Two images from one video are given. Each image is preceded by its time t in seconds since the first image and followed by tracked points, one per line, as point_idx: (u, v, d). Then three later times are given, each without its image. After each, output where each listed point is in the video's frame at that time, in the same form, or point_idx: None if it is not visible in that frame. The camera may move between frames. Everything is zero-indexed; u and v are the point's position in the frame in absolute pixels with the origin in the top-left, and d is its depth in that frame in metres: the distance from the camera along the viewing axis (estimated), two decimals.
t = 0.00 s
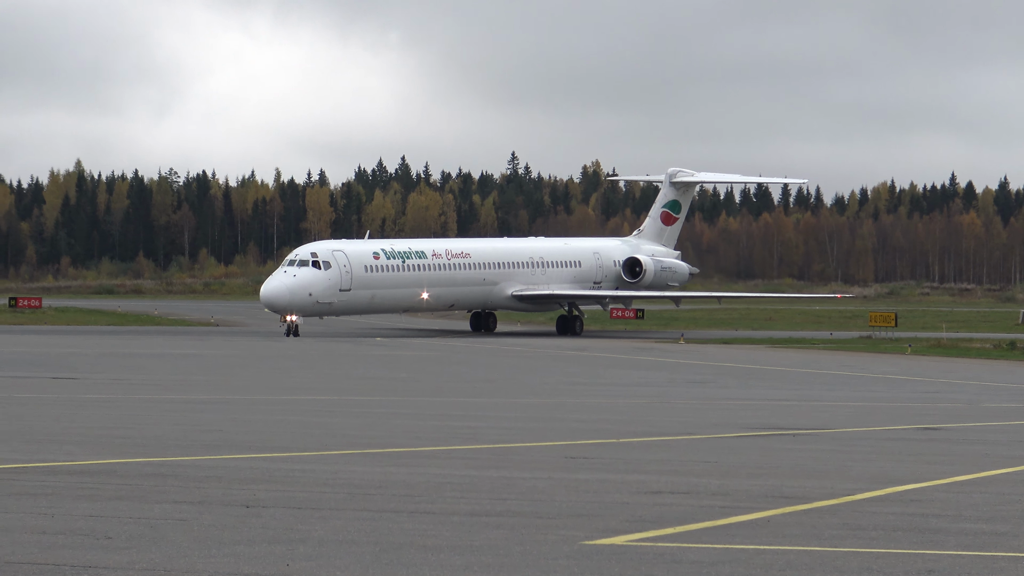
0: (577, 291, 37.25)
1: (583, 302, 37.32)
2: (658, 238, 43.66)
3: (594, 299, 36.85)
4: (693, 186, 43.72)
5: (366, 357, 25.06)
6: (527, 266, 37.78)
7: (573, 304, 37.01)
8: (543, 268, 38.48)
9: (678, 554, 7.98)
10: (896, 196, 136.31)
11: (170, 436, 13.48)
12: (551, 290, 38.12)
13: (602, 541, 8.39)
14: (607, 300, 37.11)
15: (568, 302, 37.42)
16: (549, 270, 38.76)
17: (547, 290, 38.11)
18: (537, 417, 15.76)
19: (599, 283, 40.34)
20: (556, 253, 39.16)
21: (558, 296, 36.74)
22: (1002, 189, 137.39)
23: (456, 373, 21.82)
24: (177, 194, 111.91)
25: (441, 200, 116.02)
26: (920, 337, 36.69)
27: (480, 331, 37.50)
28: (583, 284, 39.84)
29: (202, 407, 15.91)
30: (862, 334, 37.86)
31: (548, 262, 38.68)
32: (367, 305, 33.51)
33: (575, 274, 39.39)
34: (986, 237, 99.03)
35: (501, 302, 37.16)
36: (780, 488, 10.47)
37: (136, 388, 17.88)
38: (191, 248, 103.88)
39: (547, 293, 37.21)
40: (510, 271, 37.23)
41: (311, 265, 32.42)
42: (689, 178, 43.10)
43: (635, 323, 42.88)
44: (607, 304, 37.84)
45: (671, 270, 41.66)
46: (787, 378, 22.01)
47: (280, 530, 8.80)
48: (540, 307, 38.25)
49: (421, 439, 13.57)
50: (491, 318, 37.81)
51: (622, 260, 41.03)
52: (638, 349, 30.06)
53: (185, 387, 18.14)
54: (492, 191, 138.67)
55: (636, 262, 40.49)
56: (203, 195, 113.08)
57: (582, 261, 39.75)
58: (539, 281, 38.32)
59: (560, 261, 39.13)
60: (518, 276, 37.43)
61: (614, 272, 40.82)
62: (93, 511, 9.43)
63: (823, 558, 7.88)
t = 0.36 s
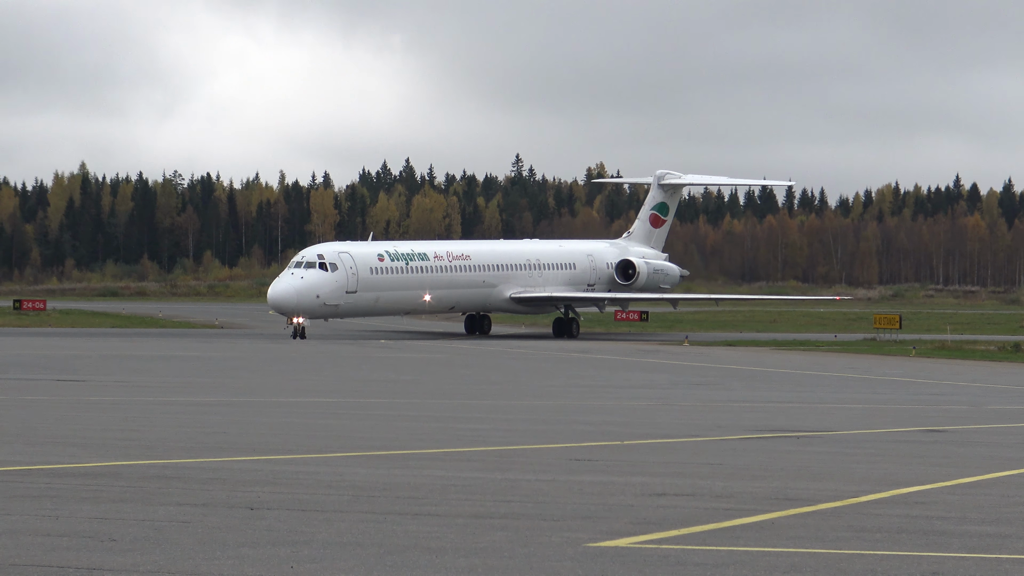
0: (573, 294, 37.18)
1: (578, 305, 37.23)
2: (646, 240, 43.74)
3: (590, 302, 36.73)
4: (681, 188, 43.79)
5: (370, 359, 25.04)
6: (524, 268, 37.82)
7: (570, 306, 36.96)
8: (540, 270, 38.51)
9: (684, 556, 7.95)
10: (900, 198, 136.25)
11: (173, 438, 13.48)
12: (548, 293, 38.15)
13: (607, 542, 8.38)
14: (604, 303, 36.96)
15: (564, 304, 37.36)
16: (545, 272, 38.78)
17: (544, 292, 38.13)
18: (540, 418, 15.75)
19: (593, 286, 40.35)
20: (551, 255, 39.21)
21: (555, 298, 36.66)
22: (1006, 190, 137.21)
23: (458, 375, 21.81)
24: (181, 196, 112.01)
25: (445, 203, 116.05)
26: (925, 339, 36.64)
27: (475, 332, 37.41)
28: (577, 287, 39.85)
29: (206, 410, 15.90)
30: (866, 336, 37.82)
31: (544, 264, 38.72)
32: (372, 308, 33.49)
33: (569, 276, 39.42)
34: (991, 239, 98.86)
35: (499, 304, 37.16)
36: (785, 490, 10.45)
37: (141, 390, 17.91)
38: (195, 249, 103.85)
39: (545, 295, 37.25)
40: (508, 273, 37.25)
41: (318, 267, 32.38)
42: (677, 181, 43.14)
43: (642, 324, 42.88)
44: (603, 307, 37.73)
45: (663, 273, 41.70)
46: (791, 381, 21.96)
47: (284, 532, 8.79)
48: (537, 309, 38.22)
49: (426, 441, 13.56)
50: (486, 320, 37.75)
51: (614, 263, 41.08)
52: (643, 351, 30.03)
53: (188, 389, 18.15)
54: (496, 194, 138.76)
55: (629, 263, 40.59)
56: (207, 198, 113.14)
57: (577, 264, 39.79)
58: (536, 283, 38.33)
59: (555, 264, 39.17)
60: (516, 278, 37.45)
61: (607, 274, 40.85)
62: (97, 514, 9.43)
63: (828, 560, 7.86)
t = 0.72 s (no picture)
0: (567, 296, 37.17)
1: (572, 308, 37.25)
2: (632, 243, 43.83)
3: (585, 304, 36.72)
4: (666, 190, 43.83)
5: (371, 361, 25.04)
6: (519, 271, 37.84)
7: (563, 308, 36.96)
8: (533, 272, 38.51)
9: (684, 559, 7.94)
10: (902, 201, 136.36)
11: (174, 441, 13.47)
12: (541, 295, 38.14)
13: (608, 545, 8.37)
14: (598, 306, 36.97)
15: (557, 307, 37.44)
16: (539, 274, 38.78)
17: (537, 295, 38.13)
18: (540, 421, 15.73)
19: (583, 289, 40.35)
20: (544, 258, 39.23)
21: (549, 300, 36.64)
22: (1008, 193, 137.27)
23: (458, 378, 21.80)
24: (183, 198, 112.16)
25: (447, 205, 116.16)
26: (926, 342, 36.62)
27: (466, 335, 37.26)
28: (569, 289, 39.84)
29: (207, 412, 15.91)
30: (867, 339, 37.80)
31: (538, 266, 38.73)
32: (374, 310, 33.47)
33: (562, 279, 39.41)
34: (992, 242, 98.95)
35: (495, 307, 37.18)
36: (786, 493, 10.43)
37: (142, 392, 17.91)
38: (197, 251, 103.95)
39: (538, 297, 37.28)
40: (504, 275, 37.27)
41: (323, 269, 32.31)
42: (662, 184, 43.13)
43: (645, 327, 42.92)
44: (596, 310, 37.73)
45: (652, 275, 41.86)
46: (792, 383, 21.95)
47: (285, 534, 8.78)
48: (530, 312, 38.17)
49: (426, 444, 13.55)
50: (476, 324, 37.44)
51: (604, 265, 41.15)
52: (644, 354, 30.03)
53: (189, 391, 18.15)
54: (498, 196, 139.00)
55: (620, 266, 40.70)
56: (208, 201, 113.23)
57: (569, 266, 39.81)
58: (530, 285, 38.33)
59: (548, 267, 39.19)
60: (512, 280, 37.47)
61: (597, 277, 40.91)
62: (97, 516, 9.41)
63: (829, 563, 7.84)
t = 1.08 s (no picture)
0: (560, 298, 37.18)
1: (566, 309, 37.27)
2: (620, 244, 43.86)
3: (579, 305, 36.73)
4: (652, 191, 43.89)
5: (373, 362, 25.06)
6: (515, 271, 37.86)
7: (557, 310, 36.91)
8: (528, 273, 38.53)
9: (686, 559, 7.94)
10: (904, 202, 136.32)
11: (176, 441, 13.47)
12: (536, 296, 38.15)
13: (610, 546, 8.37)
14: (593, 307, 36.99)
15: (552, 308, 37.47)
16: (534, 275, 38.81)
17: (533, 295, 38.14)
18: (542, 422, 15.74)
19: (575, 289, 40.36)
20: (538, 259, 39.25)
21: (544, 300, 36.62)
22: (1010, 194, 137.16)
23: (459, 378, 21.82)
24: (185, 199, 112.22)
25: (449, 207, 116.17)
26: (927, 343, 36.60)
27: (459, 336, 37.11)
28: (562, 290, 39.84)
29: (209, 412, 15.93)
30: (870, 339, 37.76)
31: (533, 267, 38.75)
32: (377, 310, 33.50)
33: (556, 279, 39.41)
34: (994, 243, 98.90)
35: (492, 308, 37.19)
36: (788, 493, 10.43)
37: (144, 393, 17.91)
38: (198, 252, 103.83)
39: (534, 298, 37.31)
40: (501, 276, 37.29)
41: (328, 269, 32.33)
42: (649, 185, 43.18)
43: (647, 328, 42.94)
44: (591, 310, 37.72)
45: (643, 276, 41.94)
46: (792, 384, 21.97)
47: (287, 535, 8.79)
48: (525, 313, 38.12)
49: (428, 444, 13.55)
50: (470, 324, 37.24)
51: (595, 266, 41.20)
52: (647, 355, 30.03)
53: (191, 392, 18.16)
54: (500, 197, 139.11)
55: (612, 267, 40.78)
56: (210, 202, 113.18)
57: (562, 267, 39.83)
58: (525, 286, 38.35)
59: (543, 267, 39.21)
60: (508, 281, 37.50)
61: (589, 278, 40.95)
62: (99, 517, 9.42)
63: (830, 564, 7.84)
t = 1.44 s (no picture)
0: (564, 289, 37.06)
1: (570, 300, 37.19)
2: (618, 236, 43.79)
3: (584, 297, 36.68)
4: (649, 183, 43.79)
5: (383, 353, 25.05)
6: (520, 263, 37.82)
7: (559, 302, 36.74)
8: (532, 264, 38.49)
9: (697, 552, 7.89)
10: (915, 193, 135.81)
11: (187, 433, 13.46)
12: (540, 288, 38.12)
13: (621, 538, 8.32)
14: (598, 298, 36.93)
15: (555, 300, 37.13)
16: (538, 266, 38.78)
17: (537, 287, 38.11)
18: (552, 413, 15.69)
19: (577, 281, 40.32)
20: (542, 250, 39.19)
21: (550, 292, 36.53)
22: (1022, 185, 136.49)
23: (468, 370, 21.78)
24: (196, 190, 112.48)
25: (459, 198, 116.23)
26: (939, 334, 36.50)
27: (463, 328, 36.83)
28: (565, 282, 39.79)
29: (220, 404, 15.92)
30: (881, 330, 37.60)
31: (536, 259, 38.70)
32: (389, 302, 33.50)
33: (559, 271, 39.36)
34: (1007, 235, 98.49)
35: (498, 300, 37.17)
36: (799, 486, 10.36)
37: (154, 385, 17.90)
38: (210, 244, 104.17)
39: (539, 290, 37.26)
40: (507, 267, 37.26)
41: (342, 260, 32.29)
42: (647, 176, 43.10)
43: (657, 319, 42.90)
44: (595, 301, 37.70)
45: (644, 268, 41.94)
46: (801, 375, 21.91)
47: (298, 526, 8.76)
48: (528, 305, 38.13)
49: (438, 436, 13.51)
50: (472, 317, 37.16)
51: (596, 258, 41.17)
52: (658, 346, 29.96)
53: (202, 384, 18.16)
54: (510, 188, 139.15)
55: (613, 260, 40.77)
56: (220, 194, 113.46)
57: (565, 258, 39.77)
58: (529, 278, 38.32)
59: (546, 259, 39.16)
60: (514, 273, 37.47)
61: (590, 270, 40.94)
62: (110, 509, 9.41)
63: (843, 557, 7.77)
